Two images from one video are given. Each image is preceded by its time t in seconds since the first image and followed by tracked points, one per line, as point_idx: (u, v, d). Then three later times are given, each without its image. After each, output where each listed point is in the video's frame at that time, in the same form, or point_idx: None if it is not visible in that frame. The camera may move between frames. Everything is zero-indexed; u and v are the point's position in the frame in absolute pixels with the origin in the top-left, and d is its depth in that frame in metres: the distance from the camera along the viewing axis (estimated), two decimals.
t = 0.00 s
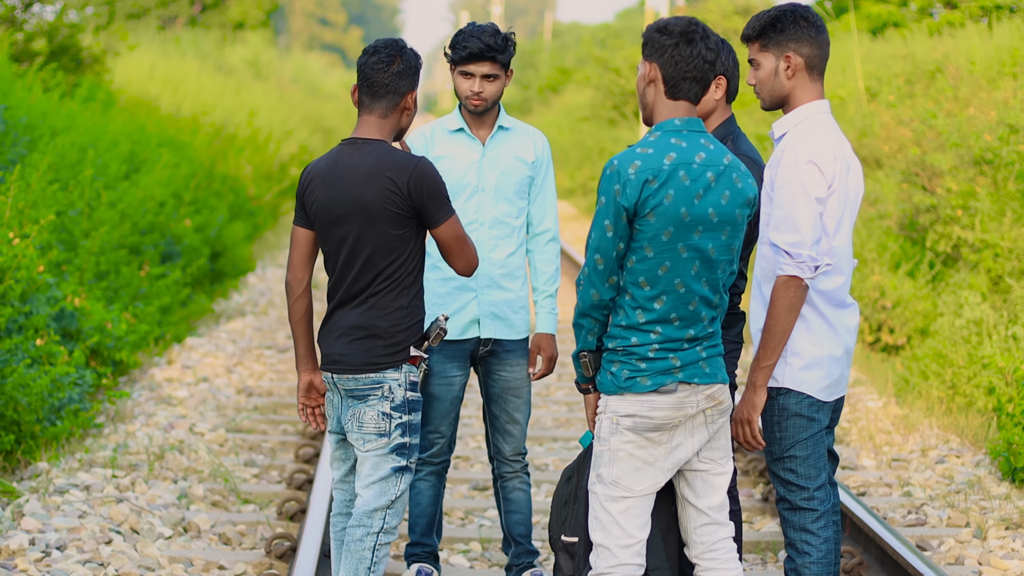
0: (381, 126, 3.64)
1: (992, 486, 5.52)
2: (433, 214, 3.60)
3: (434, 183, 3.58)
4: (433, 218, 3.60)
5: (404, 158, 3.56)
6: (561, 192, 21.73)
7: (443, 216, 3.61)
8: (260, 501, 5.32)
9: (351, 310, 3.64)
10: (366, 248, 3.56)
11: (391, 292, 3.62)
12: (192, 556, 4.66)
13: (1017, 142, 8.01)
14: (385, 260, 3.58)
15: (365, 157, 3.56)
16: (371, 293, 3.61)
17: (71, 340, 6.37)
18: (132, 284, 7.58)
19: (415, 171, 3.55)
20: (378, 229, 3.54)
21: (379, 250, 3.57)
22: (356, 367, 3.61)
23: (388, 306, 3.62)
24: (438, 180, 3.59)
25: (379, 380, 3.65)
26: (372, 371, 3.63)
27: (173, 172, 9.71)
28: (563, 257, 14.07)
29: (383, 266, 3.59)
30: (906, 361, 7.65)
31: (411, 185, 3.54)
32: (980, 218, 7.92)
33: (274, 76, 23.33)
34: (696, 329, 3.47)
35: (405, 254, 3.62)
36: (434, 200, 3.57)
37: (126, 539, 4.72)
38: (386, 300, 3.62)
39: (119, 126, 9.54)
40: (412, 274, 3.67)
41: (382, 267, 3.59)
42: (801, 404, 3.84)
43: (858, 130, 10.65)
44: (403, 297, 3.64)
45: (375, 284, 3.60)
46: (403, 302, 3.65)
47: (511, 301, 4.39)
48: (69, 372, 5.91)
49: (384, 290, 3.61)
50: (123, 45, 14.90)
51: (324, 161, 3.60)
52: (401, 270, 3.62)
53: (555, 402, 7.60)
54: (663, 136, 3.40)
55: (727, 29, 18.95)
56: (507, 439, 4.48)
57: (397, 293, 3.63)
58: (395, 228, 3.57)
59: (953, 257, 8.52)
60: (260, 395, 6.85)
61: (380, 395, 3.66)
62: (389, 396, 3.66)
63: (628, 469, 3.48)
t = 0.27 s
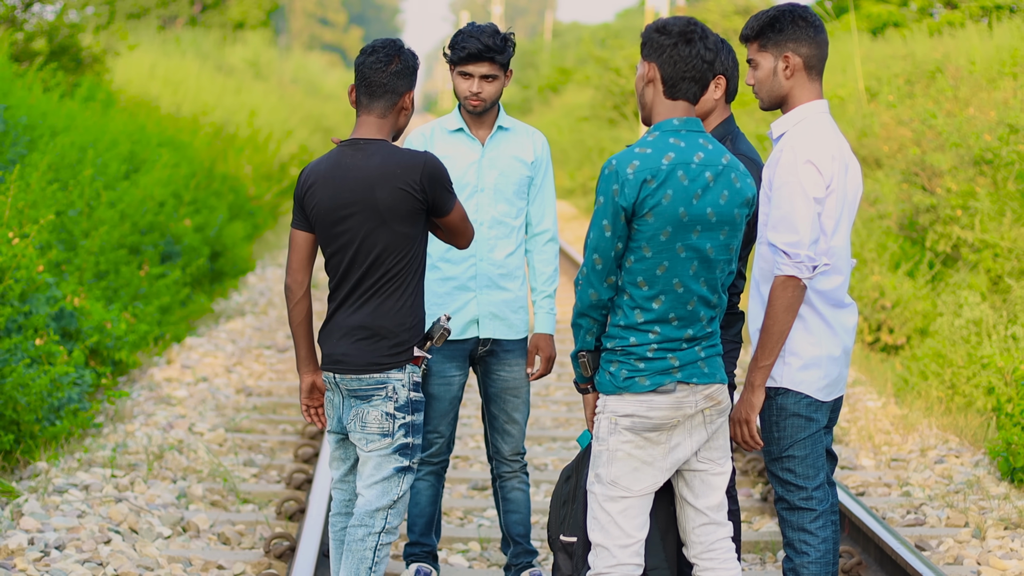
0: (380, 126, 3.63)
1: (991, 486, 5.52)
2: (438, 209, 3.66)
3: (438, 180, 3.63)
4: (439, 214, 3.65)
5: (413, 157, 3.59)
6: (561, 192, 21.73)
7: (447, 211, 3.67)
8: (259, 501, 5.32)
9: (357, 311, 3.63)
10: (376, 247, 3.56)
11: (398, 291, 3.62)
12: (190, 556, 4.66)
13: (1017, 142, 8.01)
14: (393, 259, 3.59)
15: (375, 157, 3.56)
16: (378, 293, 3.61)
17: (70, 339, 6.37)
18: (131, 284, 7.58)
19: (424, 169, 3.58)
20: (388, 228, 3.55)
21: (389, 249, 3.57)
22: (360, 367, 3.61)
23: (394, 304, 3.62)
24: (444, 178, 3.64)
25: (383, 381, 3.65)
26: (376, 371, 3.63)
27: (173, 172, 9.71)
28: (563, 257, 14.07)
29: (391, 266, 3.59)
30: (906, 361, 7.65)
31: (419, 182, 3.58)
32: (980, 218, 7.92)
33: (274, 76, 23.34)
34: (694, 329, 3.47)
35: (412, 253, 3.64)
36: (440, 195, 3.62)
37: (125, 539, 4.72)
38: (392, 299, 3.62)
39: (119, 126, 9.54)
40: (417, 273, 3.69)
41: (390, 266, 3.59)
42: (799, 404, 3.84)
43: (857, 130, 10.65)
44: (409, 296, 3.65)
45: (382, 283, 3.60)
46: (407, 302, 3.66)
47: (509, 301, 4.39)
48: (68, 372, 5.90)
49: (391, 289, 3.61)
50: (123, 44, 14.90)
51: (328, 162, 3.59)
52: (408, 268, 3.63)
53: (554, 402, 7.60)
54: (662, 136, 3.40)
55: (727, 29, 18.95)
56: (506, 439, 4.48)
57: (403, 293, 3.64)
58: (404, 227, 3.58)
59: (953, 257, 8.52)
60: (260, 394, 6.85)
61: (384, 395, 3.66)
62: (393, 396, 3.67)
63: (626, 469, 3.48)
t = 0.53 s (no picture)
0: (380, 123, 3.63)
1: (996, 484, 5.51)
2: (441, 206, 3.62)
3: (439, 176, 3.59)
4: (441, 210, 3.61)
5: (411, 154, 3.56)
6: (565, 190, 21.73)
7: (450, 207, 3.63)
8: (263, 499, 5.32)
9: (361, 309, 3.64)
10: (377, 245, 3.56)
11: (401, 288, 3.62)
12: (194, 554, 4.67)
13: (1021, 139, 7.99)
14: (395, 256, 3.58)
15: (373, 155, 3.55)
16: (381, 291, 3.61)
17: (75, 337, 6.37)
18: (135, 281, 7.59)
19: (422, 166, 3.55)
20: (387, 226, 3.55)
21: (389, 247, 3.57)
22: (366, 365, 3.62)
23: (398, 302, 3.62)
24: (444, 174, 3.60)
25: (388, 378, 3.65)
26: (382, 368, 3.64)
27: (177, 169, 9.71)
28: (567, 254, 14.06)
29: (393, 263, 3.59)
30: (910, 359, 7.64)
31: (418, 180, 3.55)
32: (984, 216, 7.90)
33: (279, 74, 23.36)
34: (698, 326, 3.46)
35: (414, 250, 3.62)
36: (441, 193, 3.58)
37: (129, 536, 4.73)
38: (395, 297, 3.62)
39: (123, 124, 9.55)
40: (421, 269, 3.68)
41: (392, 264, 3.59)
42: (802, 401, 3.84)
43: (862, 127, 10.63)
44: (413, 293, 3.64)
45: (385, 281, 3.60)
46: (412, 299, 3.65)
47: (513, 298, 4.40)
48: (72, 370, 5.90)
49: (394, 286, 3.61)
50: (128, 42, 14.91)
51: (327, 162, 3.59)
52: (411, 265, 3.62)
53: (558, 399, 7.60)
54: (664, 134, 3.40)
55: (732, 27, 18.92)
56: (510, 436, 4.49)
57: (407, 290, 3.63)
58: (404, 225, 3.57)
59: (958, 254, 8.50)
60: (264, 392, 6.85)
61: (389, 393, 3.66)
62: (398, 394, 3.67)
63: (630, 467, 3.48)
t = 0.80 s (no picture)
0: (385, 121, 3.64)
1: (1002, 483, 5.50)
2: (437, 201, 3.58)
3: (432, 172, 3.54)
4: (436, 207, 3.56)
5: (402, 151, 3.54)
6: (571, 190, 21.74)
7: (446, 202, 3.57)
8: (269, 497, 5.32)
9: (360, 307, 3.65)
10: (370, 243, 3.56)
11: (398, 285, 3.61)
12: (200, 552, 4.67)
13: None
14: (390, 253, 3.58)
15: (364, 153, 3.55)
16: (378, 288, 3.61)
17: (81, 336, 6.36)
18: (141, 281, 7.60)
19: (412, 162, 3.52)
20: (379, 224, 3.54)
21: (383, 244, 3.57)
22: (364, 362, 3.62)
23: (396, 299, 3.62)
24: (437, 170, 3.56)
25: (386, 376, 3.65)
26: (381, 366, 3.64)
27: (183, 169, 9.71)
28: (573, 254, 14.07)
29: (388, 261, 3.59)
30: (916, 358, 7.62)
31: (410, 177, 3.52)
32: (990, 215, 7.88)
33: (285, 74, 23.40)
34: (704, 324, 3.46)
35: (411, 246, 3.61)
36: (434, 189, 3.53)
37: (134, 535, 4.74)
38: (392, 294, 3.62)
39: (129, 124, 9.56)
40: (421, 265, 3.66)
41: (387, 261, 3.58)
42: (808, 400, 3.83)
43: (868, 127, 10.61)
44: (411, 289, 3.63)
45: (381, 278, 3.60)
46: (410, 295, 3.64)
47: (519, 296, 4.39)
48: (79, 368, 5.91)
49: (390, 284, 3.61)
50: (134, 42, 14.94)
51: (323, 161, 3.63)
52: (407, 262, 3.61)
53: (564, 398, 7.60)
54: (671, 131, 3.40)
55: (738, 27, 18.90)
56: (516, 435, 4.48)
57: (404, 286, 3.62)
58: (397, 222, 3.56)
59: (964, 254, 8.49)
60: (270, 391, 6.85)
61: (387, 390, 3.66)
62: (396, 391, 3.66)
63: (636, 465, 3.47)
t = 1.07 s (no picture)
0: (387, 121, 3.64)
1: (1007, 484, 5.49)
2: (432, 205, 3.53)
3: (428, 174, 3.52)
4: (432, 211, 3.52)
5: (397, 152, 3.54)
6: (577, 191, 21.74)
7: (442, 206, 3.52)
8: (273, 498, 5.32)
9: (360, 307, 3.67)
10: (367, 244, 3.58)
11: (396, 286, 3.61)
12: (204, 553, 4.67)
13: None
14: (387, 254, 3.58)
15: (361, 154, 3.57)
16: (377, 289, 3.63)
17: (86, 337, 6.37)
18: (146, 281, 7.61)
19: (406, 164, 3.51)
20: (375, 225, 3.55)
21: (380, 246, 3.57)
22: (362, 362, 3.63)
23: (394, 300, 3.62)
24: (433, 172, 3.54)
25: (384, 375, 3.65)
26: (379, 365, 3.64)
27: (189, 170, 9.72)
28: (578, 255, 14.06)
29: (385, 262, 3.59)
30: (921, 359, 7.60)
31: (403, 179, 3.51)
32: (996, 216, 7.86)
33: (290, 75, 23.42)
34: (708, 325, 3.45)
35: (408, 248, 3.60)
36: (427, 191, 3.50)
37: (138, 536, 4.74)
38: (390, 295, 3.62)
39: (134, 125, 9.57)
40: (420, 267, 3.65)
41: (384, 262, 3.59)
42: (813, 401, 3.82)
43: (874, 128, 10.59)
44: (410, 291, 3.63)
45: (379, 279, 3.61)
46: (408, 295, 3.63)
47: (523, 297, 4.40)
48: (83, 369, 5.92)
49: (388, 285, 3.61)
50: (139, 43, 14.96)
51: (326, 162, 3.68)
52: (405, 263, 3.60)
53: (569, 399, 7.59)
54: (676, 132, 3.40)
55: (743, 28, 18.87)
56: (520, 436, 4.48)
57: (402, 288, 3.62)
58: (393, 223, 3.55)
59: (969, 255, 8.47)
60: (274, 392, 6.85)
61: (385, 390, 3.66)
62: (394, 391, 3.65)
63: (640, 466, 3.47)
